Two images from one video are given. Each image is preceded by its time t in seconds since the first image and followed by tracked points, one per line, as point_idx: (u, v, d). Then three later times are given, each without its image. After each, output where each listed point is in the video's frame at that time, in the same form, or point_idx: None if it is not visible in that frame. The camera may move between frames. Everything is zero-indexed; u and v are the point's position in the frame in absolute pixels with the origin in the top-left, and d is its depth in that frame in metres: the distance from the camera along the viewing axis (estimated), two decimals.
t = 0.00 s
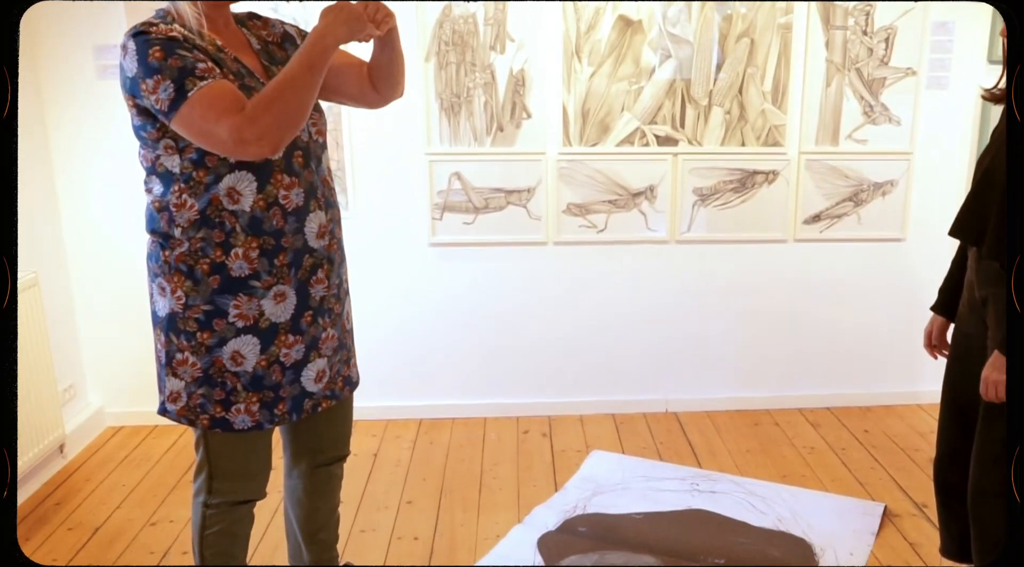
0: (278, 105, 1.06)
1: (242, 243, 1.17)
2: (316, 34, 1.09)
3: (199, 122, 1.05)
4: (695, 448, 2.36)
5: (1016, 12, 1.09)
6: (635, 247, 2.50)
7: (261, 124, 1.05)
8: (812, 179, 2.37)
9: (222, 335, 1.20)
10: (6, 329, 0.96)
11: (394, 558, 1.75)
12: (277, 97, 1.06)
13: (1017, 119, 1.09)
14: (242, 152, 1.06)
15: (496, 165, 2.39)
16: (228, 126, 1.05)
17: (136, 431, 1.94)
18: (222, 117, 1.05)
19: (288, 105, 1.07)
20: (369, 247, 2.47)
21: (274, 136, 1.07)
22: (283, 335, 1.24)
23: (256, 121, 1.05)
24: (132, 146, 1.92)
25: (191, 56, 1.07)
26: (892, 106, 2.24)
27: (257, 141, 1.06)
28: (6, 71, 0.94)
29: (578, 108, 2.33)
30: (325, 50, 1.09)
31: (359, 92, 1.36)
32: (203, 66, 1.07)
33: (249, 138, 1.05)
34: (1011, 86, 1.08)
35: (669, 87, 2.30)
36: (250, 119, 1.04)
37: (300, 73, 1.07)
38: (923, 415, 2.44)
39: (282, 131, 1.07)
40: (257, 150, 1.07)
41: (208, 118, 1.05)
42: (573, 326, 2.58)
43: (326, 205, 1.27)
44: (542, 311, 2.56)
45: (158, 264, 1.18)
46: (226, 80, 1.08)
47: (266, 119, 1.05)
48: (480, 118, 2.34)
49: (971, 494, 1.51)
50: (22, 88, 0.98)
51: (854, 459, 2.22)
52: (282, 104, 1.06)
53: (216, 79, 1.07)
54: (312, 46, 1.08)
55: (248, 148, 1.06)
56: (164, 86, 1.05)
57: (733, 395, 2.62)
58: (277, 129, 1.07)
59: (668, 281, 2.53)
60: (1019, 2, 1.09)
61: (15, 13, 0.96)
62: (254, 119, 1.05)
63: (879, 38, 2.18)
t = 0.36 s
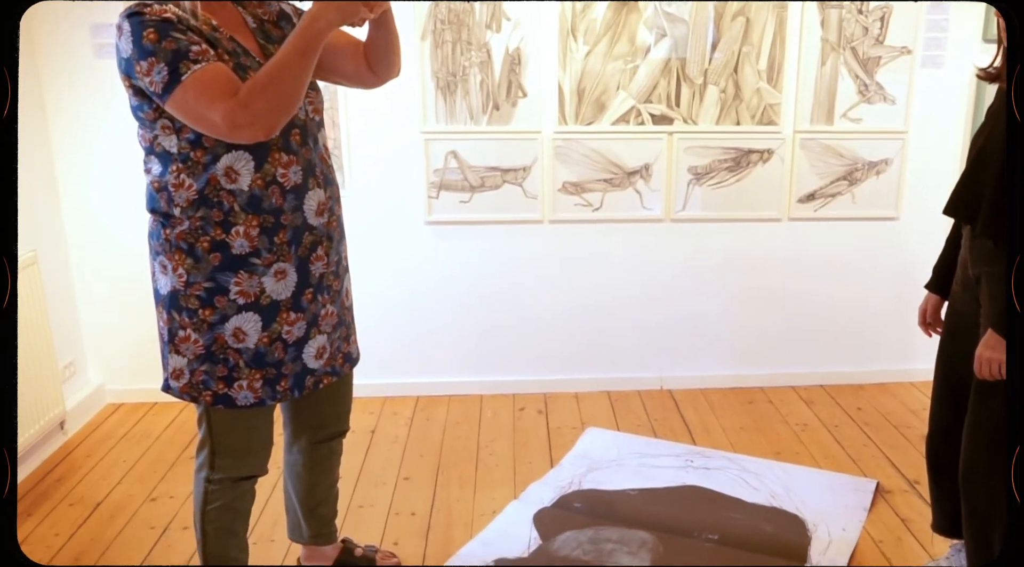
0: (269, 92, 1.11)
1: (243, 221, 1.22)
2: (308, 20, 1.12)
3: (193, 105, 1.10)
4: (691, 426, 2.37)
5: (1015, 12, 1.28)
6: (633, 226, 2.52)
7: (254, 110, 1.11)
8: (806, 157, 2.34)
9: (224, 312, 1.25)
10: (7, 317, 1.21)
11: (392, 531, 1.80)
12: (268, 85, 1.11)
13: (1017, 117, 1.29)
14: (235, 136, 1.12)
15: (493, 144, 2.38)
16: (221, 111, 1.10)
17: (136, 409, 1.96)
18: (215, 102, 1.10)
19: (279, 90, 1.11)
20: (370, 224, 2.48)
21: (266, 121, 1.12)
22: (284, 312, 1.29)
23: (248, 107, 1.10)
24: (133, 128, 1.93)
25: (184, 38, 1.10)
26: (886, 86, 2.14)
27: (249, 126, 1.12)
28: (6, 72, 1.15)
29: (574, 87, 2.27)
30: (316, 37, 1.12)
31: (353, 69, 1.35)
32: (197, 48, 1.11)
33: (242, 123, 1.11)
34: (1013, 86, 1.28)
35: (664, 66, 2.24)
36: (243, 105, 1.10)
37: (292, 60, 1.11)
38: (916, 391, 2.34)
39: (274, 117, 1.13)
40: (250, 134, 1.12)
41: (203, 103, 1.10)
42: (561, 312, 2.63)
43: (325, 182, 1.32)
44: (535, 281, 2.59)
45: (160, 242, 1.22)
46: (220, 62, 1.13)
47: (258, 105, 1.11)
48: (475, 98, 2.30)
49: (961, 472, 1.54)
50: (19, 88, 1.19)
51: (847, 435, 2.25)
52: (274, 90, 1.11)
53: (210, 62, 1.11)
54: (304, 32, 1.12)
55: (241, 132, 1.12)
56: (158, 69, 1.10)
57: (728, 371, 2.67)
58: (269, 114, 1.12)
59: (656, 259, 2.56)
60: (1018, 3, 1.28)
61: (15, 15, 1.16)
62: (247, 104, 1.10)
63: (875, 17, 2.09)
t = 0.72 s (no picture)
0: (263, 76, 1.12)
1: (238, 202, 1.22)
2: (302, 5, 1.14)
3: (187, 88, 1.11)
4: (684, 406, 2.38)
5: (1015, 12, 1.32)
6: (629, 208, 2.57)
7: (248, 93, 1.12)
8: (800, 139, 2.34)
9: (220, 291, 1.26)
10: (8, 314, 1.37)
11: (388, 510, 1.82)
12: (261, 69, 1.12)
13: (1017, 118, 1.33)
14: (229, 120, 1.13)
15: (487, 125, 2.40)
16: (215, 95, 1.11)
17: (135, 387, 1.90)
18: (209, 86, 1.11)
19: (273, 74, 1.13)
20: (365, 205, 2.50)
21: (259, 106, 1.13)
22: (279, 293, 1.31)
23: (241, 91, 1.11)
24: (131, 108, 1.94)
25: (179, 21, 1.12)
26: (881, 67, 2.10)
27: (243, 110, 1.13)
28: (6, 74, 1.33)
29: (569, 68, 2.27)
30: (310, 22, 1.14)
31: (350, 52, 1.36)
32: (192, 31, 1.13)
33: (235, 107, 1.12)
34: (1013, 86, 1.33)
35: (659, 48, 2.14)
36: (236, 89, 1.11)
37: (286, 44, 1.13)
38: (909, 371, 2.30)
39: (267, 101, 1.14)
40: (243, 118, 1.13)
41: (197, 86, 1.11)
42: (552, 292, 2.68)
43: (321, 163, 1.32)
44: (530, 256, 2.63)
45: (157, 223, 1.23)
46: (215, 46, 1.14)
47: (251, 90, 1.12)
48: (471, 79, 2.29)
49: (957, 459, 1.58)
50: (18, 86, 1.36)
51: (840, 416, 2.27)
52: (268, 74, 1.12)
53: (204, 46, 1.12)
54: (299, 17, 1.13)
55: (234, 116, 1.13)
56: (153, 51, 1.11)
57: (723, 352, 2.66)
58: (262, 98, 1.13)
59: (646, 242, 2.63)
60: (1018, 3, 1.31)
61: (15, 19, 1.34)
62: (240, 88, 1.11)
63: None
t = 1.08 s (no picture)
0: (238, 52, 1.12)
1: (234, 183, 1.23)
2: None
3: (166, 63, 1.13)
4: (677, 386, 2.42)
5: (1016, 13, 1.30)
6: (623, 192, 2.59)
7: (223, 69, 1.12)
8: (793, 122, 2.31)
9: (216, 273, 1.26)
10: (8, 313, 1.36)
11: (384, 490, 1.84)
12: (236, 46, 1.11)
13: (1017, 118, 1.32)
14: (204, 96, 1.13)
15: (480, 108, 2.31)
16: (190, 70, 1.12)
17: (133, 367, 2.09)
18: (186, 60, 1.12)
19: (249, 51, 1.12)
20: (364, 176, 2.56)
21: (235, 82, 1.13)
22: (275, 275, 1.31)
23: (216, 67, 1.11)
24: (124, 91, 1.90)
25: None
26: (874, 50, 1.99)
27: (218, 86, 1.13)
28: (6, 74, 1.29)
29: (563, 50, 2.24)
30: None
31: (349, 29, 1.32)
32: (176, 9, 1.14)
33: (210, 82, 1.12)
34: (1014, 86, 1.32)
35: (653, 29, 2.13)
36: (210, 65, 1.11)
37: (263, 20, 1.12)
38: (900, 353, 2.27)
39: (243, 78, 1.14)
40: (219, 94, 1.14)
41: (175, 62, 1.12)
42: (540, 274, 2.73)
43: (317, 145, 1.33)
44: (511, 231, 2.66)
45: (153, 204, 1.24)
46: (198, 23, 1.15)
47: (226, 66, 1.12)
48: (465, 62, 2.17)
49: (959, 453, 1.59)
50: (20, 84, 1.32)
51: (832, 397, 2.32)
52: (243, 50, 1.12)
53: (186, 22, 1.13)
54: None
55: (210, 92, 1.13)
56: (139, 30, 1.13)
57: (716, 333, 2.72)
58: (237, 74, 1.13)
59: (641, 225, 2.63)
60: (1018, 3, 1.29)
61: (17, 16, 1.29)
62: (215, 63, 1.11)
63: None
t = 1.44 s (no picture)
0: (204, 13, 1.14)
1: (227, 166, 1.24)
2: None
3: (137, 24, 1.16)
4: (670, 368, 2.46)
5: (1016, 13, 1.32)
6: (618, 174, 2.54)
7: (186, 28, 1.13)
8: (787, 106, 2.27)
9: (209, 256, 1.27)
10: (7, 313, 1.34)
11: (381, 472, 1.87)
12: (201, 6, 1.14)
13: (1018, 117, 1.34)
14: (167, 53, 1.15)
15: (475, 92, 2.32)
16: (156, 27, 1.14)
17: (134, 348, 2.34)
18: (154, 20, 1.14)
19: (214, 13, 1.14)
20: (355, 161, 2.52)
21: (196, 41, 1.14)
22: (270, 258, 1.32)
23: (179, 24, 1.13)
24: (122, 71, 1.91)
25: None
26: (868, 35, 2.07)
27: (179, 43, 1.14)
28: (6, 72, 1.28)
29: (557, 35, 2.24)
30: None
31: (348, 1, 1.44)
32: None
33: (173, 40, 1.14)
34: (1014, 86, 1.33)
35: (647, 14, 2.15)
36: (175, 22, 1.13)
37: None
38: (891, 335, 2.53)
39: (204, 38, 1.14)
40: (181, 53, 1.15)
41: (144, 22, 1.15)
42: (541, 255, 2.68)
43: (311, 128, 1.34)
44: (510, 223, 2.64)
45: (149, 187, 1.25)
46: None
47: (188, 24, 1.13)
48: (460, 46, 2.22)
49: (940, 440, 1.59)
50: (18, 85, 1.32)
51: (823, 379, 2.35)
52: (209, 11, 1.14)
53: None
54: None
55: (171, 50, 1.14)
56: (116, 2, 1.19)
57: (710, 317, 2.72)
58: (198, 33, 1.14)
59: (626, 207, 2.61)
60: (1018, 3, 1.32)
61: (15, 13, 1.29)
62: (180, 22, 1.14)
63: None
